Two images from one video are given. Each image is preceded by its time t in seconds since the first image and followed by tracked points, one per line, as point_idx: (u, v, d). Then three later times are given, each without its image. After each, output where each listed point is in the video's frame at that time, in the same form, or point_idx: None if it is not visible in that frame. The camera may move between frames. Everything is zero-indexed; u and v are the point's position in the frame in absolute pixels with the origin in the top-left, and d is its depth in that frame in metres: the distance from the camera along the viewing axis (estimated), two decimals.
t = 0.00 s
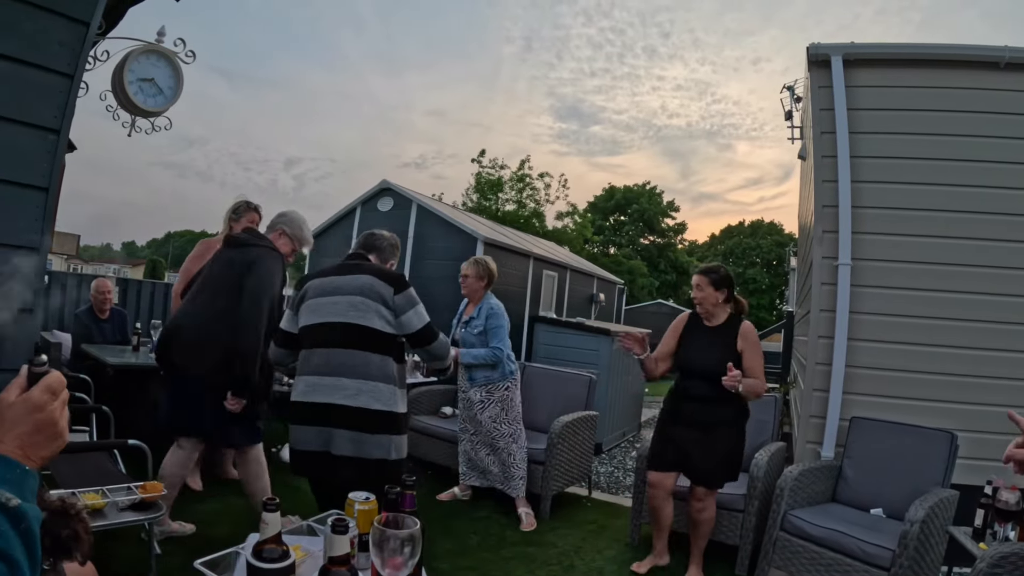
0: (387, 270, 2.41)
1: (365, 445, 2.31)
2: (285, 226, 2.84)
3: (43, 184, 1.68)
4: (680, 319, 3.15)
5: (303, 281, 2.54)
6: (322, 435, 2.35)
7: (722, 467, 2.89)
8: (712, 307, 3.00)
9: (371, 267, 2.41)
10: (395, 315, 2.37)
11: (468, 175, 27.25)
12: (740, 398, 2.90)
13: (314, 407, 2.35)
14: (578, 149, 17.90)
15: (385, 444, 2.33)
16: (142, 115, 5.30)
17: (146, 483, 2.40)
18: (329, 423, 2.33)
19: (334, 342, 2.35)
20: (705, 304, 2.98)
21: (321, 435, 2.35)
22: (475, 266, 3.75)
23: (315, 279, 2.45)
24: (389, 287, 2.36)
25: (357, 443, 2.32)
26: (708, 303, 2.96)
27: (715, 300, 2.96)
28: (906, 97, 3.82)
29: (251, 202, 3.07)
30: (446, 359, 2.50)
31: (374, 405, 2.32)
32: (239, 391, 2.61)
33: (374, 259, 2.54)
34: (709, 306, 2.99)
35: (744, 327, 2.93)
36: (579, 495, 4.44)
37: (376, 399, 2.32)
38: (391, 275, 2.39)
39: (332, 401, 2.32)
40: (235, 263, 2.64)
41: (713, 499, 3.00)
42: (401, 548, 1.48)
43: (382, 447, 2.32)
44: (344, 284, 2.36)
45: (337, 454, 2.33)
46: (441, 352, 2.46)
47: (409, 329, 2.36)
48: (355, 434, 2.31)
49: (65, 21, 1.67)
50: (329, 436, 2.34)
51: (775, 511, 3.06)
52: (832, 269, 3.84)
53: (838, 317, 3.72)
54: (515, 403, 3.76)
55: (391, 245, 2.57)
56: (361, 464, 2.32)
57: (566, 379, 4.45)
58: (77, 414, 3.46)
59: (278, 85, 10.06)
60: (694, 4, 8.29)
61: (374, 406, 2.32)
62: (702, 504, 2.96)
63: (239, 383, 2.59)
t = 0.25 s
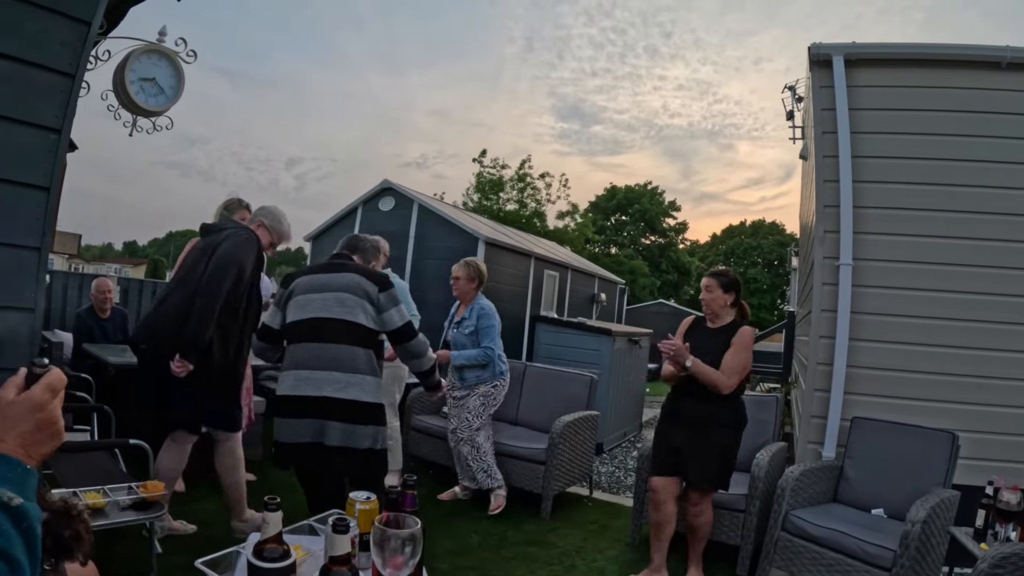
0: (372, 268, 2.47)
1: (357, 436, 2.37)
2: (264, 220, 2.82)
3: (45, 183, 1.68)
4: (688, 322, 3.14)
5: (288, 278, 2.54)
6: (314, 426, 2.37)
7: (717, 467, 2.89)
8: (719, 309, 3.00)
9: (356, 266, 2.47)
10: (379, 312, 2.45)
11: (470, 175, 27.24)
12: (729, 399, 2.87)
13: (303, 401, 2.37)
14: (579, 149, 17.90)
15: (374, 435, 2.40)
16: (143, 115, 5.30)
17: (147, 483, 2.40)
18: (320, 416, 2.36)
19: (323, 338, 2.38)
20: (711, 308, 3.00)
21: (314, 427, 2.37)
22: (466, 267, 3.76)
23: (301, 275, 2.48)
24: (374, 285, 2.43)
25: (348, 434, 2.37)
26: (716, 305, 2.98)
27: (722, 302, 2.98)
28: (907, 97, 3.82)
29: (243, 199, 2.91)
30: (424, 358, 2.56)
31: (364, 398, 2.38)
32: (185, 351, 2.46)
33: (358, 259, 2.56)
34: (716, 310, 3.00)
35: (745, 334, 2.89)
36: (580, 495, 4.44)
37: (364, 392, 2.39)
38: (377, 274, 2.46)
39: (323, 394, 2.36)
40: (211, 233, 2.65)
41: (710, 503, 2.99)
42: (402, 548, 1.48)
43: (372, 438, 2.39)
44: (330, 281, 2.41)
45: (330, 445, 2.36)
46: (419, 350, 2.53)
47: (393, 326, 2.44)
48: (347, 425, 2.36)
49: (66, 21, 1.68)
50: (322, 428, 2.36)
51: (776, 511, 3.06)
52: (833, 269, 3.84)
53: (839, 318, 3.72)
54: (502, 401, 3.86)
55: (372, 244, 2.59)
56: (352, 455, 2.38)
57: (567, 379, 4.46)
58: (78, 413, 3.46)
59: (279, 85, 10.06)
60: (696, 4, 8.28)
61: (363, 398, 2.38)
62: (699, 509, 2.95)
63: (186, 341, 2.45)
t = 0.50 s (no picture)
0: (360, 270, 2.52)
1: (354, 427, 2.39)
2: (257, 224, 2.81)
3: (46, 182, 1.69)
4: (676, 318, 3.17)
5: (281, 277, 2.56)
6: (311, 418, 2.37)
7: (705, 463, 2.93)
8: (705, 308, 3.00)
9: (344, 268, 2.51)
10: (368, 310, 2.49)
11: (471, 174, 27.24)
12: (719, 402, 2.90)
13: (300, 393, 2.37)
14: (581, 149, 17.90)
15: (370, 427, 2.43)
16: (144, 114, 5.31)
17: (149, 482, 2.41)
18: (318, 407, 2.37)
19: (317, 334, 2.40)
20: (699, 306, 2.99)
21: (311, 420, 2.37)
22: (464, 261, 3.76)
23: (295, 275, 2.50)
24: (364, 284, 2.48)
25: (345, 426, 2.38)
26: (701, 305, 2.97)
27: (708, 302, 2.97)
28: (910, 98, 3.81)
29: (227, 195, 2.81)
30: (404, 355, 2.50)
31: (361, 390, 2.42)
32: (197, 349, 2.42)
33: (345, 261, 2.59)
34: (703, 307, 3.00)
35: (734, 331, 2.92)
36: (580, 495, 4.44)
37: (360, 385, 2.42)
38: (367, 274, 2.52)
39: (322, 387, 2.37)
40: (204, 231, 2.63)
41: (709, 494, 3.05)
42: (404, 548, 1.49)
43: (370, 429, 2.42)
44: (324, 281, 2.44)
45: (328, 437, 2.37)
46: (398, 344, 2.49)
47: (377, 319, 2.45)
48: (345, 416, 2.38)
49: (68, 20, 1.69)
50: (320, 421, 2.37)
51: (777, 511, 3.06)
52: (835, 269, 3.84)
53: (841, 318, 3.71)
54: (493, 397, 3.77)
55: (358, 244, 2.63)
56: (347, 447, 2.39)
57: (568, 378, 4.46)
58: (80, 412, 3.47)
59: (281, 84, 10.07)
60: (698, 4, 8.27)
61: (359, 391, 2.41)
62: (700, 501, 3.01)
63: (195, 336, 2.41)
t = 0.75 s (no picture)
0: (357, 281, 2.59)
1: (334, 422, 2.40)
2: (272, 227, 2.71)
3: (48, 182, 1.70)
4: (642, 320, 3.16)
5: (280, 272, 2.57)
6: (292, 408, 2.37)
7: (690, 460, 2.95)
8: (670, 309, 3.00)
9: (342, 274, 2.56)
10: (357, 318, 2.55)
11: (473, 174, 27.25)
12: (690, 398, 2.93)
13: (283, 383, 2.38)
14: (582, 149, 17.90)
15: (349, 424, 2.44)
16: (146, 114, 5.31)
17: (150, 481, 2.41)
18: (300, 398, 2.37)
19: (306, 330, 2.42)
20: (664, 307, 2.98)
21: (293, 410, 2.37)
22: (464, 259, 3.67)
23: (291, 271, 2.51)
24: (359, 293, 2.54)
25: (324, 420, 2.39)
26: (665, 306, 2.96)
27: (672, 303, 2.97)
28: (911, 97, 3.81)
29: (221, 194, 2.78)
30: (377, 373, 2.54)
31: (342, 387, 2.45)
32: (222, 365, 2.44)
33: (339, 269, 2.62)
34: (668, 308, 2.99)
35: (702, 329, 2.92)
36: (582, 495, 4.44)
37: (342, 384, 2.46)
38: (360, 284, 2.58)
39: (307, 380, 2.38)
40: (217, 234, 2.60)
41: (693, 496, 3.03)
42: (405, 547, 1.49)
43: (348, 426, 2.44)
44: (320, 280, 2.47)
45: (306, 428, 2.36)
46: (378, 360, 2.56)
47: (361, 331, 2.51)
48: (325, 410, 2.39)
49: (70, 20, 1.70)
50: (302, 412, 2.37)
51: (778, 512, 3.06)
52: (837, 269, 3.83)
53: (843, 318, 3.71)
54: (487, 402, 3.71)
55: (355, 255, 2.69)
56: (323, 442, 2.39)
57: (569, 378, 4.46)
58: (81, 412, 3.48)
59: (282, 83, 10.08)
60: (699, 3, 8.26)
61: (342, 388, 2.44)
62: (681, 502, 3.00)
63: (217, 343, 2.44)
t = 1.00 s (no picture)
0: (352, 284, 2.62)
1: (321, 419, 2.40)
2: (274, 230, 2.71)
3: (50, 181, 1.71)
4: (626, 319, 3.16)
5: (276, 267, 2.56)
6: (278, 403, 2.36)
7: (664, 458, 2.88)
8: (649, 301, 3.01)
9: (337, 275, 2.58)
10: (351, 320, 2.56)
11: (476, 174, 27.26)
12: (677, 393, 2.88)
13: (273, 377, 2.37)
14: (585, 149, 17.90)
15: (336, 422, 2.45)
16: (149, 113, 5.32)
17: (152, 480, 2.42)
18: (289, 394, 2.36)
19: (300, 326, 2.42)
20: (643, 299, 2.99)
21: (281, 404, 2.36)
22: (456, 258, 3.70)
23: (286, 268, 2.52)
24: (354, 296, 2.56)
25: (312, 416, 2.38)
26: (644, 297, 2.97)
27: (654, 295, 2.98)
28: (913, 97, 3.80)
29: (227, 197, 2.71)
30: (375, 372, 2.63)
31: (331, 386, 2.45)
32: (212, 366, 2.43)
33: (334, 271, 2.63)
34: (647, 300, 3.01)
35: (676, 321, 2.92)
36: (584, 495, 4.44)
37: (332, 381, 2.45)
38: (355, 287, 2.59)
39: (296, 375, 2.38)
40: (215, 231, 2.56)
41: (654, 491, 2.93)
42: (407, 547, 1.49)
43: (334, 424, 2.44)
44: (316, 278, 2.48)
45: (292, 424, 2.36)
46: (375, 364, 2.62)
47: (360, 336, 2.55)
48: (314, 407, 2.39)
49: (72, 19, 1.72)
50: (290, 407, 2.36)
51: (780, 512, 3.06)
52: (839, 269, 3.83)
53: (846, 318, 3.70)
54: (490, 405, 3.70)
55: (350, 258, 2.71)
56: (310, 438, 2.38)
57: (571, 378, 4.46)
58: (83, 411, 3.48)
59: (285, 83, 10.10)
60: (702, 3, 8.25)
61: (330, 387, 2.45)
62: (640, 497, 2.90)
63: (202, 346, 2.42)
